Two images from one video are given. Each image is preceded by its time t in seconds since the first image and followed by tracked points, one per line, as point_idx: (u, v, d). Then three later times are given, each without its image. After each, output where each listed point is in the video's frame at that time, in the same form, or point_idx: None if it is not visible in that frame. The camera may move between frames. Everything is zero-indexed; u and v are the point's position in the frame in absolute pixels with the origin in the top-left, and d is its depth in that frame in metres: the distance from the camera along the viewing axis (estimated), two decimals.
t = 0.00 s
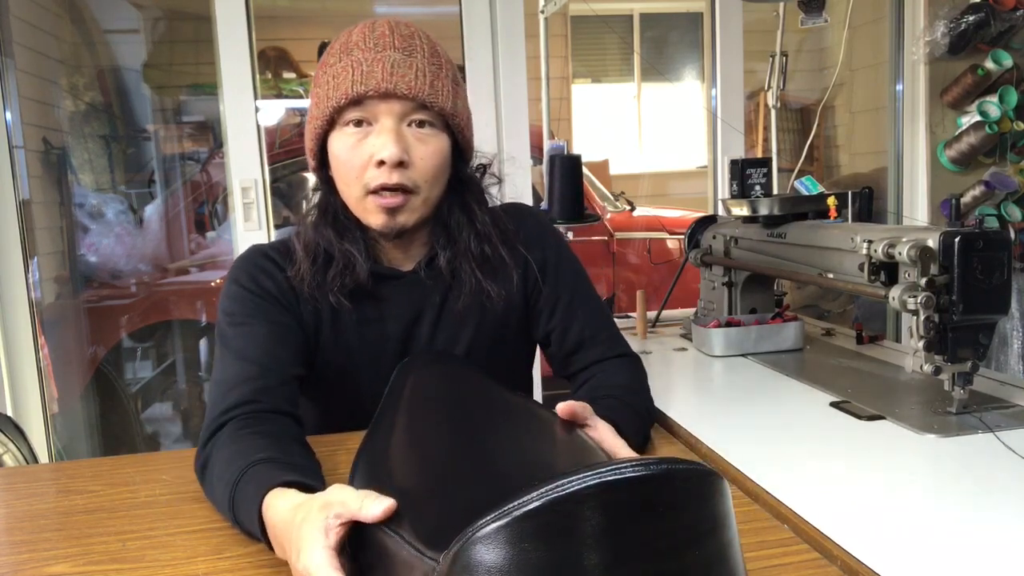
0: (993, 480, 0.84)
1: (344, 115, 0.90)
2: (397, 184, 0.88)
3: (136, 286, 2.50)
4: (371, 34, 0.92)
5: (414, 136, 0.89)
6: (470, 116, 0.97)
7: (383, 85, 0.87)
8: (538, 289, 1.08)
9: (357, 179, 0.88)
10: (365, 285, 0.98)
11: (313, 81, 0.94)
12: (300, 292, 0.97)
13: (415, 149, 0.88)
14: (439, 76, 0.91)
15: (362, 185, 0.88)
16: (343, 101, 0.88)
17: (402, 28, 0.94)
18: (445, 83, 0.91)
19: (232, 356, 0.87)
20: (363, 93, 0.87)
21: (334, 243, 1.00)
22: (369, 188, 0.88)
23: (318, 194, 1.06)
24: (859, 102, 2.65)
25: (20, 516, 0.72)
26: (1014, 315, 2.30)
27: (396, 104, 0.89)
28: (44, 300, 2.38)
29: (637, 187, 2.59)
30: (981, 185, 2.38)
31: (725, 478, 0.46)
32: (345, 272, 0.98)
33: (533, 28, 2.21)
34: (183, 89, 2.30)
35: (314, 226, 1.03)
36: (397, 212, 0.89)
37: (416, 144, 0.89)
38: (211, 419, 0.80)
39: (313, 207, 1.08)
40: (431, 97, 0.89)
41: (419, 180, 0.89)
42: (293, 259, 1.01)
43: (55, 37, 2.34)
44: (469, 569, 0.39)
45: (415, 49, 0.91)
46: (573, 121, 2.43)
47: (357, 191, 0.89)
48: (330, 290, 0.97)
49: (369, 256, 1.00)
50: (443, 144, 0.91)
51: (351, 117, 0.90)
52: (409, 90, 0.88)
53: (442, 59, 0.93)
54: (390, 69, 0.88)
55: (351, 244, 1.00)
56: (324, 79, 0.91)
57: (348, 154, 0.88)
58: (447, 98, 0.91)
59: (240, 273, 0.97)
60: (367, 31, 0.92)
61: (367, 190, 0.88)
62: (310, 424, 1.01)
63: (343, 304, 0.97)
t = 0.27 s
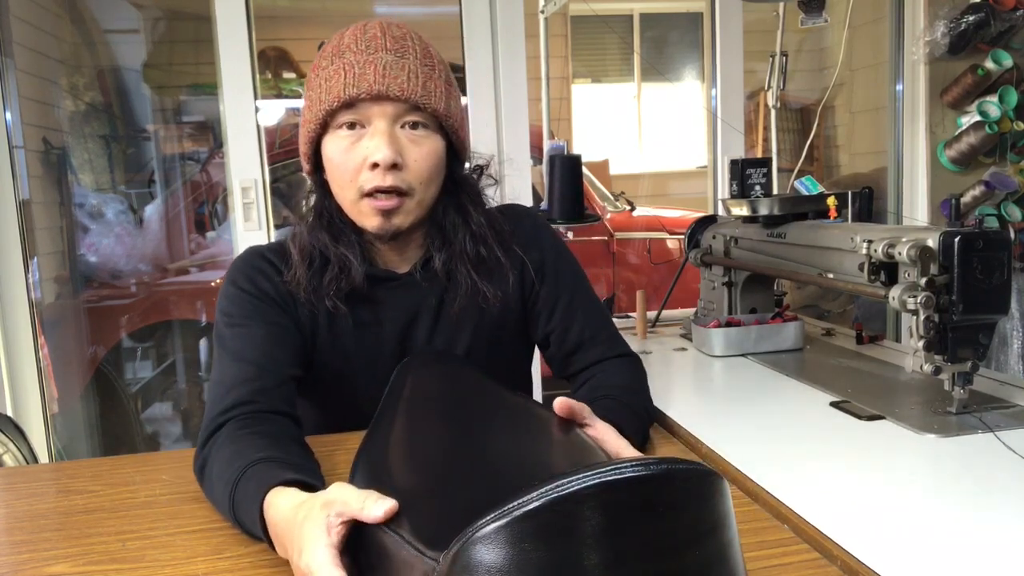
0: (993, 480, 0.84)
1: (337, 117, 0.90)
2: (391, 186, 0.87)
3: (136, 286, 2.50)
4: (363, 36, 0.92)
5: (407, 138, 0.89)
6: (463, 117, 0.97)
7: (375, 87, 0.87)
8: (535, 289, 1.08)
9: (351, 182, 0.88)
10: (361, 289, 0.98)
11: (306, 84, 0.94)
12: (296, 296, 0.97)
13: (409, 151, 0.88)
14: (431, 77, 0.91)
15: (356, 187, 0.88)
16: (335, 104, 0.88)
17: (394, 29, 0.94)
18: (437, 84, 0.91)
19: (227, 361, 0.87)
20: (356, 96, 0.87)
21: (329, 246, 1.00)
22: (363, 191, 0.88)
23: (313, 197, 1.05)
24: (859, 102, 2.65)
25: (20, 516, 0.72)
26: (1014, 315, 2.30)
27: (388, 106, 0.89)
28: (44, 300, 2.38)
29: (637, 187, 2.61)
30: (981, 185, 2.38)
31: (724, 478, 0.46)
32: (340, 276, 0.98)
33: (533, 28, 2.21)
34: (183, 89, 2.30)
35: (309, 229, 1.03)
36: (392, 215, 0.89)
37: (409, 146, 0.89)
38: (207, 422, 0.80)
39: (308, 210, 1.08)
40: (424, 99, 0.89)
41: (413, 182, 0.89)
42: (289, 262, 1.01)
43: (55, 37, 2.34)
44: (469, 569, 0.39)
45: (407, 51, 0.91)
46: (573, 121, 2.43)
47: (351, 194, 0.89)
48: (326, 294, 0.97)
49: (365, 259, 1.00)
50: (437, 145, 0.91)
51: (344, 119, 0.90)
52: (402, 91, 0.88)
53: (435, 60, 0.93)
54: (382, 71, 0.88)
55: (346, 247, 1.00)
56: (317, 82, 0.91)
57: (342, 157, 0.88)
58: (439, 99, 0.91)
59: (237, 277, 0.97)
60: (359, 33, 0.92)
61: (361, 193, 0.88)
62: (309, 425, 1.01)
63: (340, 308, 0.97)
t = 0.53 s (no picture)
0: (994, 480, 0.84)
1: (340, 117, 0.90)
2: (393, 188, 0.87)
3: (136, 286, 2.50)
4: (367, 35, 0.92)
5: (410, 139, 0.89)
6: (467, 118, 0.97)
7: (379, 87, 0.87)
8: (535, 291, 1.08)
9: (354, 183, 0.88)
10: (362, 289, 0.98)
11: (309, 83, 0.94)
12: (298, 295, 0.97)
13: (411, 152, 0.88)
14: (435, 78, 0.91)
15: (358, 188, 0.88)
16: (338, 103, 0.88)
17: (398, 29, 0.94)
18: (441, 85, 0.91)
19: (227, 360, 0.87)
20: (359, 96, 0.87)
21: (331, 246, 1.00)
22: (365, 192, 0.88)
23: (315, 196, 1.05)
24: (859, 102, 2.64)
25: (20, 516, 0.72)
26: (1014, 315, 2.30)
27: (391, 106, 0.89)
28: (44, 300, 2.38)
29: (637, 187, 2.60)
30: (981, 185, 2.38)
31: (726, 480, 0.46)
32: (342, 276, 0.98)
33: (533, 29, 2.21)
34: (183, 89, 2.30)
35: (311, 228, 1.03)
36: (393, 217, 0.89)
37: (412, 148, 0.88)
38: (207, 420, 0.80)
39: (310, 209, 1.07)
40: (428, 100, 0.89)
41: (415, 184, 0.89)
42: (291, 261, 1.01)
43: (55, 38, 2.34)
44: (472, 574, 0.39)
45: (411, 51, 0.91)
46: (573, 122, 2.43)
47: (353, 194, 0.89)
48: (327, 294, 0.97)
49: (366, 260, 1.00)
50: (440, 147, 0.91)
51: (347, 120, 0.89)
52: (406, 92, 0.88)
53: (439, 61, 0.93)
54: (386, 71, 0.88)
55: (348, 247, 1.00)
56: (320, 81, 0.91)
57: (345, 157, 0.88)
58: (443, 100, 0.91)
59: (237, 277, 0.96)
60: (363, 33, 0.92)
61: (363, 194, 0.88)
62: (308, 425, 1.01)
63: (341, 309, 0.97)
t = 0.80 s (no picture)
0: (994, 480, 0.84)
1: (336, 116, 0.90)
2: (391, 185, 0.87)
3: (136, 285, 2.50)
4: (362, 33, 0.92)
5: (407, 136, 0.89)
6: (464, 115, 0.97)
7: (374, 84, 0.87)
8: (535, 290, 1.08)
9: (351, 181, 0.87)
10: (362, 290, 0.98)
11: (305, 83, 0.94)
12: (297, 296, 0.97)
13: (408, 148, 0.87)
14: (431, 74, 0.91)
15: (356, 186, 0.88)
16: (334, 102, 0.88)
17: (393, 27, 0.94)
18: (437, 81, 0.91)
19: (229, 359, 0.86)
20: (354, 93, 0.87)
21: (331, 247, 1.00)
22: (362, 190, 0.88)
23: (314, 197, 1.05)
24: (859, 102, 2.64)
25: (21, 516, 0.72)
26: (1014, 315, 2.30)
27: (387, 103, 0.89)
28: (44, 300, 2.38)
29: (637, 187, 2.54)
30: (981, 185, 2.38)
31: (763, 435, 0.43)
32: (342, 277, 0.98)
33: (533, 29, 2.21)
34: (183, 89, 2.29)
35: (311, 229, 1.03)
36: (391, 213, 0.88)
37: (409, 144, 0.88)
38: (206, 420, 0.80)
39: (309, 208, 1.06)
40: (423, 95, 0.89)
41: (413, 181, 0.88)
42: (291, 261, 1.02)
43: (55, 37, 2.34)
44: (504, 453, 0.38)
45: (406, 47, 0.92)
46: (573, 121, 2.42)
47: (351, 192, 0.88)
48: (326, 296, 0.97)
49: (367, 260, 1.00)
50: (438, 143, 0.90)
51: (344, 118, 0.90)
52: (401, 88, 0.88)
53: (434, 57, 0.94)
54: (381, 67, 0.88)
55: (348, 249, 0.99)
56: (315, 80, 0.91)
57: (341, 155, 0.88)
58: (439, 96, 0.91)
59: (238, 275, 0.97)
60: (358, 31, 0.93)
61: (361, 192, 0.88)
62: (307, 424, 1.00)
63: (341, 310, 0.97)
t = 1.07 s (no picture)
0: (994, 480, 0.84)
1: (337, 108, 0.89)
2: (391, 176, 0.84)
3: (136, 285, 2.49)
4: (363, 31, 0.94)
5: (408, 130, 0.87)
6: (462, 111, 0.98)
7: (375, 76, 0.87)
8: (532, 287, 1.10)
9: (351, 172, 0.85)
10: (362, 287, 0.99)
11: (306, 79, 0.95)
12: (299, 292, 0.97)
13: (409, 141, 0.86)
14: (430, 69, 0.92)
15: (355, 177, 0.85)
16: (335, 94, 0.88)
17: (394, 25, 0.96)
18: (436, 76, 0.92)
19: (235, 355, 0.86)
20: (355, 86, 0.87)
21: (331, 242, 0.98)
22: (362, 181, 0.85)
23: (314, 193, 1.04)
24: (859, 101, 2.64)
25: (21, 516, 0.72)
26: (1014, 315, 2.29)
27: (388, 95, 0.88)
28: (44, 300, 2.39)
29: (637, 187, 2.41)
30: (981, 185, 2.38)
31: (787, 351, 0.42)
32: (342, 274, 0.97)
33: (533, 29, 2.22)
34: (183, 89, 2.30)
35: (311, 225, 1.02)
36: (391, 205, 0.86)
37: (409, 137, 0.86)
38: (212, 417, 0.79)
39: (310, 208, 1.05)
40: (423, 89, 0.89)
41: (414, 174, 0.86)
42: (292, 257, 1.02)
43: (55, 37, 2.35)
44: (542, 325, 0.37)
45: (405, 44, 0.93)
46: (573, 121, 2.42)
47: (350, 184, 0.85)
48: (326, 292, 0.97)
49: (366, 256, 0.99)
50: (438, 137, 0.88)
51: (344, 111, 0.89)
52: (400, 80, 0.88)
53: (433, 53, 0.95)
54: (381, 61, 0.88)
55: (348, 243, 0.98)
56: (317, 74, 0.91)
57: (341, 147, 0.86)
58: (439, 90, 0.91)
59: (241, 274, 0.97)
60: (359, 29, 0.94)
61: (360, 183, 0.85)
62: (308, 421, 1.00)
63: (342, 306, 0.98)
